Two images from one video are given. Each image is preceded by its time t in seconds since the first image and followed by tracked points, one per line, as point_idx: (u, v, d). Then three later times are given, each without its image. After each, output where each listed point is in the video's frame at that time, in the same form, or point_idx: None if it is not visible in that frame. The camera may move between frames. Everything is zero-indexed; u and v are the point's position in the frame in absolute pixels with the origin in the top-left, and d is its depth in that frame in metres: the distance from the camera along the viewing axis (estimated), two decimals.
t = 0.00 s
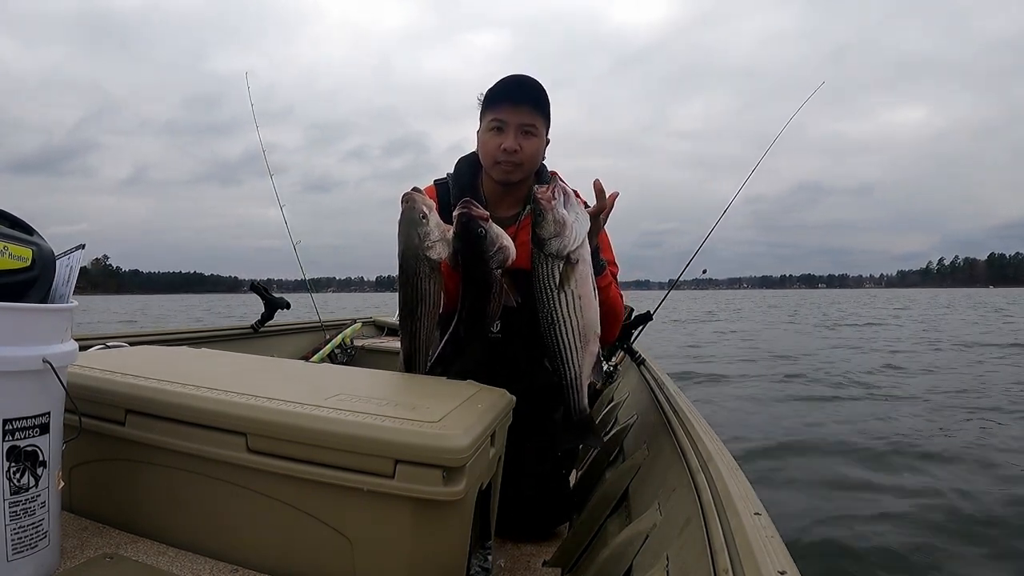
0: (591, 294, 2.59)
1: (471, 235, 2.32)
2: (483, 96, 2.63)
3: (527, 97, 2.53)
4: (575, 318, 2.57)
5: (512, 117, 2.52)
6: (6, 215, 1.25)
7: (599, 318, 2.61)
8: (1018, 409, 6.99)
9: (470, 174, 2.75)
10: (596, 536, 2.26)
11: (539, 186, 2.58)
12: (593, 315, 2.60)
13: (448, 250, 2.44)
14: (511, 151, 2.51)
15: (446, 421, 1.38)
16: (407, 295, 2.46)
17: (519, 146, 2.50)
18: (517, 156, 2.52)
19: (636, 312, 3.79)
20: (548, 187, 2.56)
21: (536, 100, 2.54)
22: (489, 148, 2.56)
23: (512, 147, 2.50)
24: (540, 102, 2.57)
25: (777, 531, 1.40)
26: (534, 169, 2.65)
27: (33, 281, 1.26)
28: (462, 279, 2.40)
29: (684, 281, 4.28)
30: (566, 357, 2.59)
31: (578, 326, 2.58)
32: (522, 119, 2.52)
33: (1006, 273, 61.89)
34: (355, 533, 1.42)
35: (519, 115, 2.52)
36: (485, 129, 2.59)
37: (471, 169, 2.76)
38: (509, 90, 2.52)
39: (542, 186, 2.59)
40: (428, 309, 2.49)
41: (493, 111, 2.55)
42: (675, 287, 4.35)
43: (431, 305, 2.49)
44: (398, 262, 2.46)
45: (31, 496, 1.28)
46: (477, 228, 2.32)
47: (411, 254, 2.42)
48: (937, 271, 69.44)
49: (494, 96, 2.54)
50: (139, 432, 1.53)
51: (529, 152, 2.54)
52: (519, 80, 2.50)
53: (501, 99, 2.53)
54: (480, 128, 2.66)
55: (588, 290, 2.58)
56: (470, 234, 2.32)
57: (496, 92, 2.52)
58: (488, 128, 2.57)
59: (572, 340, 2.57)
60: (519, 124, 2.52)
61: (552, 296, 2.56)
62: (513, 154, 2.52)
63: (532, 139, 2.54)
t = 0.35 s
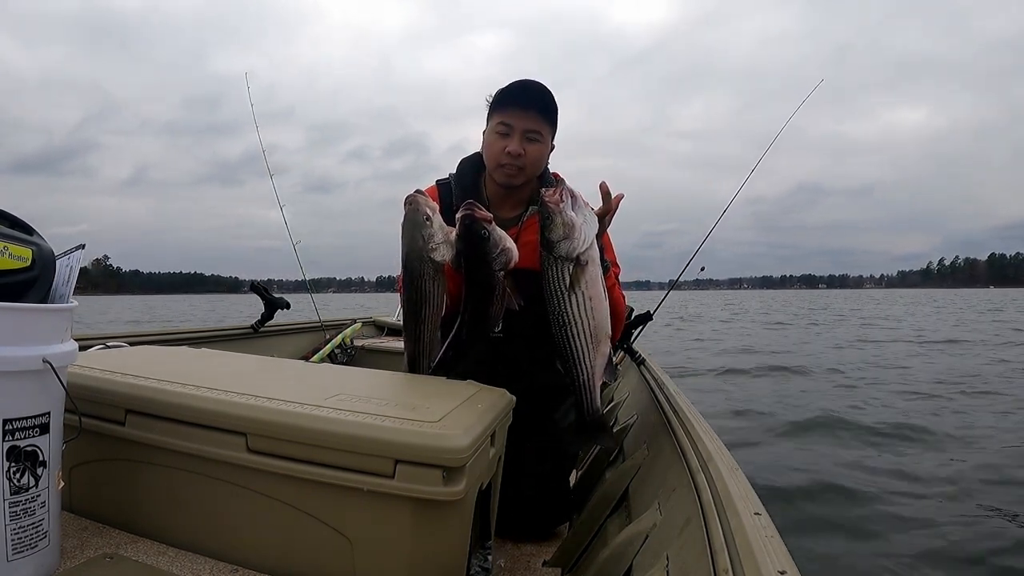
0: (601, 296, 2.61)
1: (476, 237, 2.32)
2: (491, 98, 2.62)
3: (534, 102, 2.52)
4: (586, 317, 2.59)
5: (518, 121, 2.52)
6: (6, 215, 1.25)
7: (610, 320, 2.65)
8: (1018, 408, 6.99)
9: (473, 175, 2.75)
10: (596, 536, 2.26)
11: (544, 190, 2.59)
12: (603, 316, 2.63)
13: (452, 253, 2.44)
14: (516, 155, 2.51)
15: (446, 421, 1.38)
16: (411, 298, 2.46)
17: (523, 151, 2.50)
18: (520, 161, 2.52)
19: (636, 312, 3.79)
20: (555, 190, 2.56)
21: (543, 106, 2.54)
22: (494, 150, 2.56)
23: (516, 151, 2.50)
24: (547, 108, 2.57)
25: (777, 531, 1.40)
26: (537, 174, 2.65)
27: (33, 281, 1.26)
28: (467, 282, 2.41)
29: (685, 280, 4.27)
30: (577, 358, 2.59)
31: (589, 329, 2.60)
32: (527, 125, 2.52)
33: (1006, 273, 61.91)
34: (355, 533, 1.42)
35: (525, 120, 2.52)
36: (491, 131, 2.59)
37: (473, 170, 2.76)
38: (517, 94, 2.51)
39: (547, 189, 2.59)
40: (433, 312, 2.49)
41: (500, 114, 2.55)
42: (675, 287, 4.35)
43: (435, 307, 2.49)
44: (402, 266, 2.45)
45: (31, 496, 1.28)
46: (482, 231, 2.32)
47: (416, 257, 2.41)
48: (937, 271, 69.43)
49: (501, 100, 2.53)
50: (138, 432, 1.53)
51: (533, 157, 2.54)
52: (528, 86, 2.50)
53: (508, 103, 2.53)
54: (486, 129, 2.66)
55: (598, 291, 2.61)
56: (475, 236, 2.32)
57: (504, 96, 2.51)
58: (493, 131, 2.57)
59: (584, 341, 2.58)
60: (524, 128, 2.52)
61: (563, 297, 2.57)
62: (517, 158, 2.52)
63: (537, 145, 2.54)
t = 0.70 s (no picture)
0: (603, 304, 2.63)
1: (483, 245, 2.32)
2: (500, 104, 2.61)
3: (543, 112, 2.52)
4: (584, 324, 2.60)
5: (526, 131, 2.52)
6: (6, 215, 1.25)
7: (609, 323, 2.65)
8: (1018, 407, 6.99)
9: (477, 178, 2.75)
10: (596, 536, 2.26)
11: (546, 196, 2.59)
12: (603, 320, 2.64)
13: (460, 260, 2.44)
14: (521, 164, 2.51)
15: (446, 421, 1.38)
16: (419, 304, 2.46)
17: (528, 160, 2.50)
18: (525, 170, 2.52)
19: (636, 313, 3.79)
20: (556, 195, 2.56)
21: (552, 117, 2.54)
22: (499, 157, 2.55)
23: (522, 160, 2.51)
24: (555, 118, 2.56)
25: (777, 531, 1.40)
26: (541, 182, 2.66)
27: (33, 280, 1.26)
28: (473, 289, 2.41)
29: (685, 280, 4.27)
30: (577, 360, 2.59)
31: (588, 333, 2.61)
32: (535, 135, 2.52)
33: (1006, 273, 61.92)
34: (356, 533, 1.42)
35: (532, 129, 2.52)
36: (498, 137, 2.59)
37: (477, 172, 2.76)
38: (526, 103, 2.50)
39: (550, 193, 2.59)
40: (439, 318, 2.49)
41: (507, 121, 2.54)
42: (676, 286, 4.35)
43: (442, 313, 2.49)
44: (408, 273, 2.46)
45: (31, 496, 1.28)
46: (488, 238, 2.32)
47: (423, 265, 2.41)
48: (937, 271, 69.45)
49: (510, 107, 2.52)
50: (139, 432, 1.53)
51: (538, 166, 2.55)
52: (538, 95, 2.49)
53: (516, 110, 2.52)
54: (492, 134, 2.65)
55: (599, 295, 2.62)
56: (482, 244, 2.32)
57: (513, 104, 2.50)
58: (500, 137, 2.57)
59: (584, 345, 2.59)
60: (532, 138, 2.52)
61: (562, 300, 2.58)
62: (522, 167, 2.53)
63: (542, 155, 2.55)
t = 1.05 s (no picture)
0: (604, 304, 2.63)
1: (490, 243, 2.32)
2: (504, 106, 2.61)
3: (547, 114, 2.52)
4: (586, 324, 2.61)
5: (530, 132, 2.52)
6: (6, 215, 1.25)
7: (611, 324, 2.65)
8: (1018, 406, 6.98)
9: (482, 178, 2.74)
10: (596, 536, 2.26)
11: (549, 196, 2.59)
12: (605, 320, 2.64)
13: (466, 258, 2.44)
14: (526, 166, 2.52)
15: (446, 421, 1.38)
16: (427, 303, 2.45)
17: (533, 161, 2.51)
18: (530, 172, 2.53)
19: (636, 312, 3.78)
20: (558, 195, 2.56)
21: (557, 119, 2.54)
22: (504, 158, 2.56)
23: (526, 162, 2.51)
24: (559, 120, 2.56)
25: (776, 531, 1.40)
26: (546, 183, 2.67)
27: (33, 280, 1.26)
28: (480, 288, 2.40)
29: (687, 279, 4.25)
30: (579, 359, 2.60)
31: (591, 333, 2.62)
32: (540, 137, 2.52)
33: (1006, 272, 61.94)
34: (356, 533, 1.42)
35: (536, 131, 2.52)
36: (502, 139, 2.59)
37: (482, 174, 2.75)
38: (530, 105, 2.50)
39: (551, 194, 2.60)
40: (447, 317, 2.49)
41: (511, 123, 2.55)
42: (676, 286, 4.34)
43: (450, 311, 2.49)
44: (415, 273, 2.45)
45: (31, 496, 1.28)
46: (494, 236, 2.32)
47: (430, 264, 2.41)
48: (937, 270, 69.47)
49: (515, 109, 2.52)
50: (139, 432, 1.53)
51: (543, 168, 2.56)
52: (542, 98, 2.48)
53: (520, 113, 2.52)
54: (497, 136, 2.65)
55: (600, 294, 2.62)
56: (488, 242, 2.32)
57: (517, 106, 2.50)
58: (505, 139, 2.57)
59: (585, 343, 2.60)
60: (536, 140, 2.52)
61: (564, 299, 2.58)
62: (527, 168, 2.53)
63: (547, 156, 2.55)
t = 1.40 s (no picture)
0: (608, 307, 2.69)
1: (488, 246, 2.32)
2: (497, 108, 2.59)
3: (543, 114, 2.51)
4: (591, 329, 2.67)
5: (528, 133, 2.52)
6: (6, 215, 1.26)
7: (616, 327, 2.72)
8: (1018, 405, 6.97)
9: (483, 181, 2.74)
10: (596, 536, 2.26)
11: (550, 201, 2.60)
12: (609, 324, 2.70)
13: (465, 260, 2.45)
14: (527, 167, 2.53)
15: (446, 422, 1.38)
16: (426, 303, 2.47)
17: (534, 162, 2.52)
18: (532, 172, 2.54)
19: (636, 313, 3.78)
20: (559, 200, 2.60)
21: (553, 119, 2.54)
22: (504, 162, 2.56)
23: (528, 163, 2.52)
24: (554, 118, 2.57)
25: (776, 531, 1.40)
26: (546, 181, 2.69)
27: (33, 280, 1.26)
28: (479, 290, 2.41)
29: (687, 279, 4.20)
30: (585, 362, 2.65)
31: (595, 337, 2.68)
32: (538, 136, 2.52)
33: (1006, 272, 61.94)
34: (356, 533, 1.42)
35: (534, 131, 2.52)
36: (499, 142, 2.57)
37: (483, 177, 2.75)
38: (526, 106, 2.49)
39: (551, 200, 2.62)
40: (445, 317, 2.52)
41: (508, 125, 2.53)
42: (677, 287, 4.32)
43: (448, 311, 2.51)
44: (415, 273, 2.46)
45: (31, 497, 1.28)
46: (494, 239, 2.31)
47: (429, 264, 2.43)
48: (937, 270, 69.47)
49: (511, 111, 2.50)
50: (139, 432, 1.53)
51: (543, 167, 2.57)
52: (537, 98, 2.47)
53: (516, 114, 2.51)
54: (492, 139, 2.63)
55: (603, 298, 2.68)
56: (486, 245, 2.32)
57: (513, 108, 2.48)
58: (502, 142, 2.55)
59: (589, 345, 2.65)
60: (536, 140, 2.52)
61: (568, 304, 2.61)
62: (528, 169, 2.54)
63: (546, 155, 2.56)
